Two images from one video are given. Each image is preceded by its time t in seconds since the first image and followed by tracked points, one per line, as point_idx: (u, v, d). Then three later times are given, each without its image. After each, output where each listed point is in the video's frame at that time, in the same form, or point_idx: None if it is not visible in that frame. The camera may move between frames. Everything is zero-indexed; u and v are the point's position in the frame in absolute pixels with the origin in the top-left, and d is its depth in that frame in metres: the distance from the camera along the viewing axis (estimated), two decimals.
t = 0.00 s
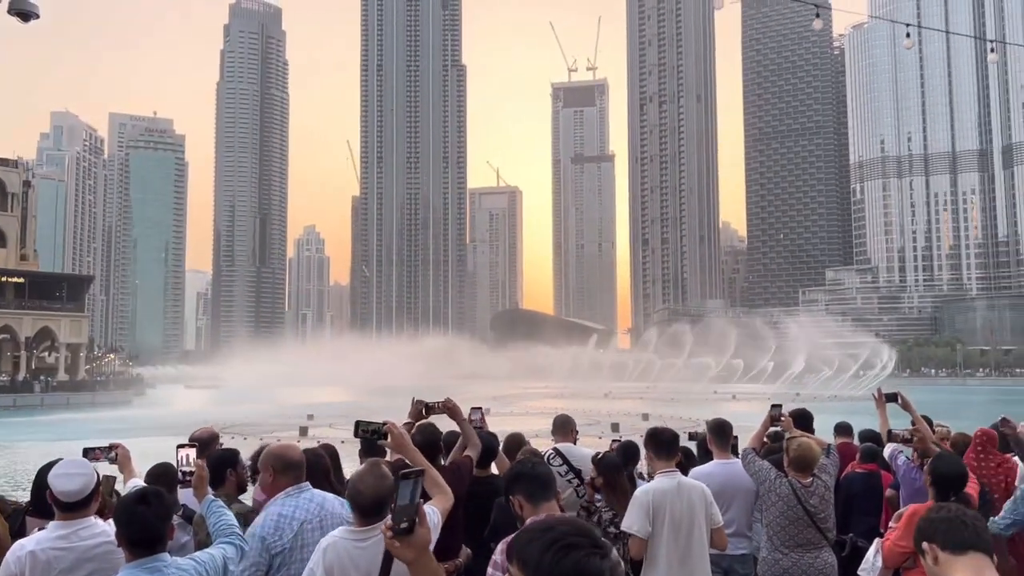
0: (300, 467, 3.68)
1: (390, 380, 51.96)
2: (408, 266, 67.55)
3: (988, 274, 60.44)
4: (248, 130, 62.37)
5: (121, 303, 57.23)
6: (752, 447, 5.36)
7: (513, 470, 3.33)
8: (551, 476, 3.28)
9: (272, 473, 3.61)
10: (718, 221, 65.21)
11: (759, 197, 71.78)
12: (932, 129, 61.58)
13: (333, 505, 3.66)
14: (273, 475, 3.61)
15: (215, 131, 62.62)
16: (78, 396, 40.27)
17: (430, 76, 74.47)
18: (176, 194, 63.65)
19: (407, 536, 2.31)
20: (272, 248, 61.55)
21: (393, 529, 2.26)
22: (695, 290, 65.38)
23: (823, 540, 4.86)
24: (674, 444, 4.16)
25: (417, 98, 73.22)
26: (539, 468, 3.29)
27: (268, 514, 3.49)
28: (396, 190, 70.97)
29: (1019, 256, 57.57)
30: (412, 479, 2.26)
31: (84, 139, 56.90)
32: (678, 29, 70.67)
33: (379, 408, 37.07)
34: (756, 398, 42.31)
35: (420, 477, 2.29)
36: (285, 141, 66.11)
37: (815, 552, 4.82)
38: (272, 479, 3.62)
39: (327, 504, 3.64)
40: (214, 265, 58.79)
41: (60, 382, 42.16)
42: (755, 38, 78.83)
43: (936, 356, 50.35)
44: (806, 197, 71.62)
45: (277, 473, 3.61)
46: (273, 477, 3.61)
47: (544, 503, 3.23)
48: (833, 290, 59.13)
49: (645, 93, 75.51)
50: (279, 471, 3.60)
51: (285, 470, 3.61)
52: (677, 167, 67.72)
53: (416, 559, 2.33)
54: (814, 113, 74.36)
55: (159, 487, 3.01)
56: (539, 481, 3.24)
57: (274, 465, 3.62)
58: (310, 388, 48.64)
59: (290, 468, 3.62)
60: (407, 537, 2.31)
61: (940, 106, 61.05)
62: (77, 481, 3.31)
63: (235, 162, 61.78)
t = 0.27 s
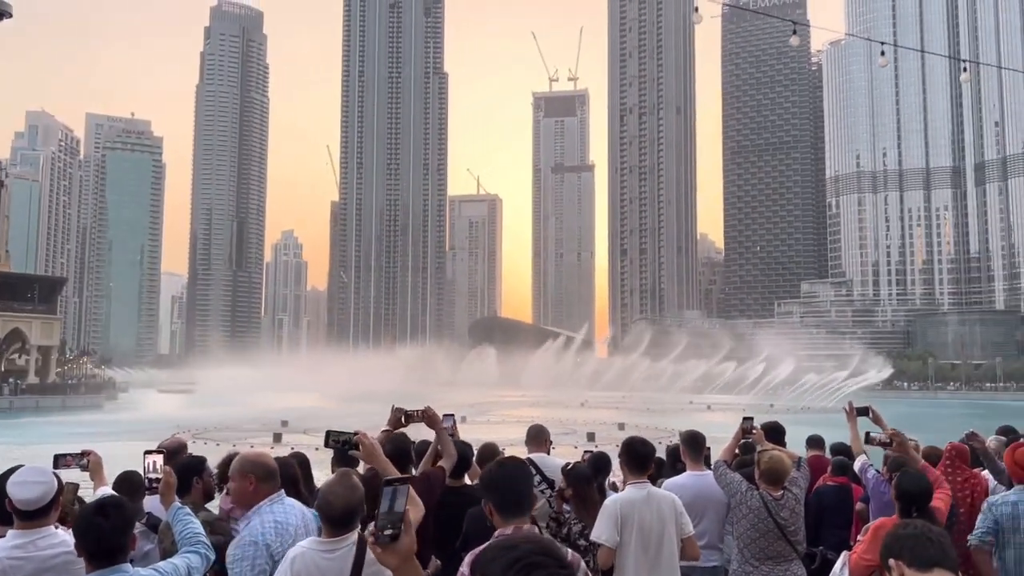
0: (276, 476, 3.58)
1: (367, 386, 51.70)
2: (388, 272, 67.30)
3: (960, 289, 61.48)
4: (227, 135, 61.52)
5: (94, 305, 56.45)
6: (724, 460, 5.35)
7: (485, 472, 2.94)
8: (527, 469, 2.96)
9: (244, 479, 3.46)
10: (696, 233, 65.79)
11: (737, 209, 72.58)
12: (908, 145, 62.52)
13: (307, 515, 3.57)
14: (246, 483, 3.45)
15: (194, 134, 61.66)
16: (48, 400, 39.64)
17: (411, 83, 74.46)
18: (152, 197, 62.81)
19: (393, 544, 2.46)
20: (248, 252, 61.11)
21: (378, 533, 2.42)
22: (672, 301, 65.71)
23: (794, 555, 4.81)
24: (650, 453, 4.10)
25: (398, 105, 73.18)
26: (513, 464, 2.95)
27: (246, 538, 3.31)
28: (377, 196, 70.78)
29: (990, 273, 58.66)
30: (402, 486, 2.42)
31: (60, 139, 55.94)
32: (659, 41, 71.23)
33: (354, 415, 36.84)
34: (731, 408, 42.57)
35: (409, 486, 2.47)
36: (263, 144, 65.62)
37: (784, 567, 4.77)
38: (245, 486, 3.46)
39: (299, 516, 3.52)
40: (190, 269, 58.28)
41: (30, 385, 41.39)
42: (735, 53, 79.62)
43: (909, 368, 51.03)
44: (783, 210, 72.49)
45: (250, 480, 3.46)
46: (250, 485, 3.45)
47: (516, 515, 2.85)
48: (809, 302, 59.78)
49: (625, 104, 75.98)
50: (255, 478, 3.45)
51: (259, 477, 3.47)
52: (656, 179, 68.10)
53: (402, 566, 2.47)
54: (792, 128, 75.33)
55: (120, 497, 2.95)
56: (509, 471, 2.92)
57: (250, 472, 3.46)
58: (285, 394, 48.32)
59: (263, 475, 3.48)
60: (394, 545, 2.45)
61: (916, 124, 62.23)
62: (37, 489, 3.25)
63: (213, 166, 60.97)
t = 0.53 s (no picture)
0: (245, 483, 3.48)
1: (343, 394, 51.42)
2: (366, 279, 66.97)
3: (933, 305, 62.25)
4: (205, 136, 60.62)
5: (67, 308, 55.57)
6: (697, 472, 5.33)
7: (462, 482, 2.90)
8: (504, 477, 2.95)
9: (217, 489, 3.32)
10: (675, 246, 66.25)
11: (715, 223, 73.14)
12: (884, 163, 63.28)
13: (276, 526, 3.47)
14: (223, 492, 3.32)
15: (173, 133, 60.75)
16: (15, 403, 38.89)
17: (393, 91, 74.45)
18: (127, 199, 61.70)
19: (387, 546, 2.37)
20: (225, 257, 60.62)
21: (373, 535, 2.36)
22: (650, 313, 66.00)
23: (764, 568, 4.80)
24: (623, 465, 4.07)
25: (379, 112, 73.13)
26: (490, 473, 2.94)
27: (218, 550, 3.23)
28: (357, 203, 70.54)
29: (963, 290, 59.43)
30: (400, 484, 2.41)
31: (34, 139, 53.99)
32: (640, 54, 71.69)
33: (329, 422, 36.59)
34: (706, 421, 42.71)
35: (408, 484, 2.43)
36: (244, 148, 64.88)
37: None
38: (219, 495, 3.33)
39: (270, 528, 3.40)
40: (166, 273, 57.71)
41: None
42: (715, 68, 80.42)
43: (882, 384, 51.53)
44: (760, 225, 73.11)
45: (225, 490, 3.33)
46: (226, 495, 3.32)
47: (490, 527, 2.80)
48: (786, 317, 60.21)
49: (606, 116, 76.38)
50: (230, 488, 3.33)
51: (233, 486, 3.34)
52: (635, 191, 68.44)
53: (396, 569, 2.37)
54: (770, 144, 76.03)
55: (83, 503, 2.88)
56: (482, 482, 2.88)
57: (225, 481, 3.34)
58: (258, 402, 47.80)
59: (237, 485, 3.36)
60: (386, 545, 2.37)
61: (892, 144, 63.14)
62: None
63: (190, 167, 60.06)
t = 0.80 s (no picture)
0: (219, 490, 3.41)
1: (322, 400, 51.03)
2: (346, 286, 66.68)
3: (909, 321, 62.94)
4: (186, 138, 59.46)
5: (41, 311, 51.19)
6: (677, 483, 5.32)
7: (444, 491, 2.86)
8: (485, 488, 2.91)
9: (193, 495, 3.25)
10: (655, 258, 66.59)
11: (695, 236, 73.63)
12: (863, 179, 63.93)
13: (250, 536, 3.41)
14: (198, 498, 3.25)
15: (152, 134, 59.57)
16: None
17: (377, 98, 74.31)
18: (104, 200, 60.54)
19: (382, 554, 2.44)
20: (203, 261, 59.99)
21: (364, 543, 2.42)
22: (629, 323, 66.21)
23: None
24: (599, 474, 4.06)
25: (362, 118, 72.92)
26: (471, 483, 2.90)
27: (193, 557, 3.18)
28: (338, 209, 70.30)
29: (938, 306, 60.15)
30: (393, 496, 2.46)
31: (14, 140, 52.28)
32: (624, 66, 72.00)
33: (306, 429, 36.27)
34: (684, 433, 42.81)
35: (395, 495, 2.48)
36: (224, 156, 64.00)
37: None
38: (194, 501, 3.25)
39: (243, 534, 3.35)
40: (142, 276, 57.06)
41: None
42: (697, 82, 80.99)
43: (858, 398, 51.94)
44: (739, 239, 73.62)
45: (202, 495, 3.25)
46: (201, 501, 3.25)
47: (468, 537, 2.77)
48: (763, 330, 60.58)
49: (589, 127, 76.69)
50: (206, 494, 3.25)
51: (209, 492, 3.27)
52: (617, 203, 68.71)
53: None
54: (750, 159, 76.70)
55: (53, 509, 2.82)
56: (463, 494, 2.83)
57: (201, 486, 3.26)
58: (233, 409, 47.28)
59: (214, 491, 3.29)
60: (382, 552, 2.44)
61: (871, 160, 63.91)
62: None
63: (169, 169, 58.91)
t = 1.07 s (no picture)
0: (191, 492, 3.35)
1: (301, 406, 50.62)
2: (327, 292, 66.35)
3: (887, 335, 63.44)
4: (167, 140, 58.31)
5: (16, 315, 44.21)
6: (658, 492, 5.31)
7: (425, 496, 2.83)
8: (464, 493, 2.89)
9: (162, 498, 3.20)
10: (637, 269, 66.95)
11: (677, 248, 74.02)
12: (845, 193, 64.51)
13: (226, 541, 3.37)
14: (167, 501, 3.20)
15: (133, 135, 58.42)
16: None
17: (361, 104, 74.14)
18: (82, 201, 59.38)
19: (391, 556, 2.69)
20: (183, 264, 59.37)
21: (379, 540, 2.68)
22: (610, 333, 66.28)
23: None
24: (580, 483, 4.05)
25: (346, 124, 72.74)
26: (448, 489, 2.85)
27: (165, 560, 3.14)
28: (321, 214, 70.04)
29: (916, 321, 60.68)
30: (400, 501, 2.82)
31: None
32: (609, 77, 72.34)
33: (283, 435, 35.90)
34: (663, 444, 42.83)
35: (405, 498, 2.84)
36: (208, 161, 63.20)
37: None
38: (163, 504, 3.21)
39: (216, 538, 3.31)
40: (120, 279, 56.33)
41: None
42: (681, 94, 81.45)
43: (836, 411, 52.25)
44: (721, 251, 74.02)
45: (172, 497, 3.21)
46: (171, 504, 3.21)
47: (448, 544, 2.75)
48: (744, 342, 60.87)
49: (573, 137, 76.92)
50: (176, 496, 3.21)
51: (179, 494, 3.23)
52: (600, 213, 68.84)
53: None
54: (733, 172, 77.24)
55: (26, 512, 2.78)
56: (443, 497, 2.81)
57: (171, 489, 3.23)
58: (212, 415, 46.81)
59: (184, 493, 3.25)
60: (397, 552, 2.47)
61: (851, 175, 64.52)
62: None
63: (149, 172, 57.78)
